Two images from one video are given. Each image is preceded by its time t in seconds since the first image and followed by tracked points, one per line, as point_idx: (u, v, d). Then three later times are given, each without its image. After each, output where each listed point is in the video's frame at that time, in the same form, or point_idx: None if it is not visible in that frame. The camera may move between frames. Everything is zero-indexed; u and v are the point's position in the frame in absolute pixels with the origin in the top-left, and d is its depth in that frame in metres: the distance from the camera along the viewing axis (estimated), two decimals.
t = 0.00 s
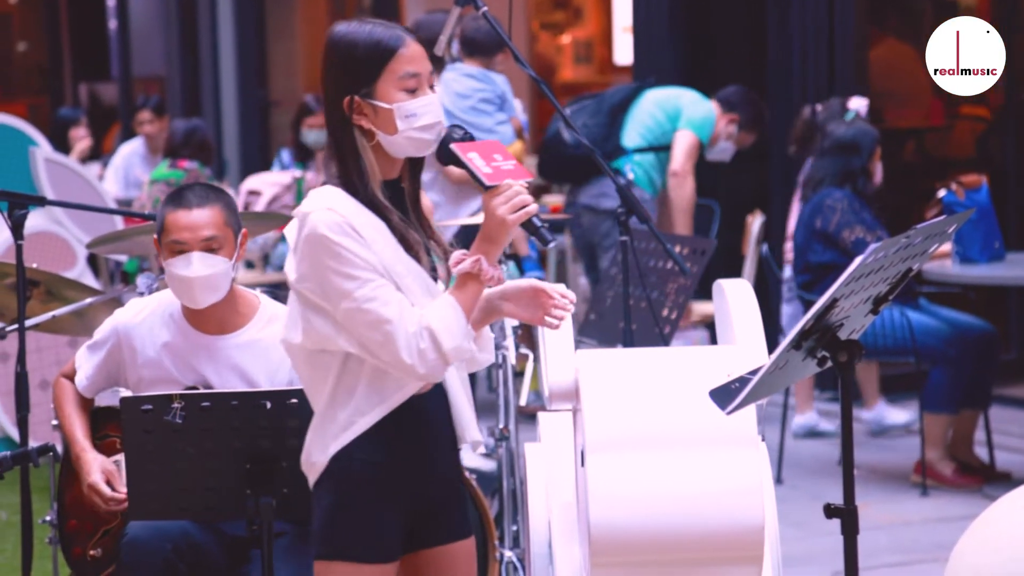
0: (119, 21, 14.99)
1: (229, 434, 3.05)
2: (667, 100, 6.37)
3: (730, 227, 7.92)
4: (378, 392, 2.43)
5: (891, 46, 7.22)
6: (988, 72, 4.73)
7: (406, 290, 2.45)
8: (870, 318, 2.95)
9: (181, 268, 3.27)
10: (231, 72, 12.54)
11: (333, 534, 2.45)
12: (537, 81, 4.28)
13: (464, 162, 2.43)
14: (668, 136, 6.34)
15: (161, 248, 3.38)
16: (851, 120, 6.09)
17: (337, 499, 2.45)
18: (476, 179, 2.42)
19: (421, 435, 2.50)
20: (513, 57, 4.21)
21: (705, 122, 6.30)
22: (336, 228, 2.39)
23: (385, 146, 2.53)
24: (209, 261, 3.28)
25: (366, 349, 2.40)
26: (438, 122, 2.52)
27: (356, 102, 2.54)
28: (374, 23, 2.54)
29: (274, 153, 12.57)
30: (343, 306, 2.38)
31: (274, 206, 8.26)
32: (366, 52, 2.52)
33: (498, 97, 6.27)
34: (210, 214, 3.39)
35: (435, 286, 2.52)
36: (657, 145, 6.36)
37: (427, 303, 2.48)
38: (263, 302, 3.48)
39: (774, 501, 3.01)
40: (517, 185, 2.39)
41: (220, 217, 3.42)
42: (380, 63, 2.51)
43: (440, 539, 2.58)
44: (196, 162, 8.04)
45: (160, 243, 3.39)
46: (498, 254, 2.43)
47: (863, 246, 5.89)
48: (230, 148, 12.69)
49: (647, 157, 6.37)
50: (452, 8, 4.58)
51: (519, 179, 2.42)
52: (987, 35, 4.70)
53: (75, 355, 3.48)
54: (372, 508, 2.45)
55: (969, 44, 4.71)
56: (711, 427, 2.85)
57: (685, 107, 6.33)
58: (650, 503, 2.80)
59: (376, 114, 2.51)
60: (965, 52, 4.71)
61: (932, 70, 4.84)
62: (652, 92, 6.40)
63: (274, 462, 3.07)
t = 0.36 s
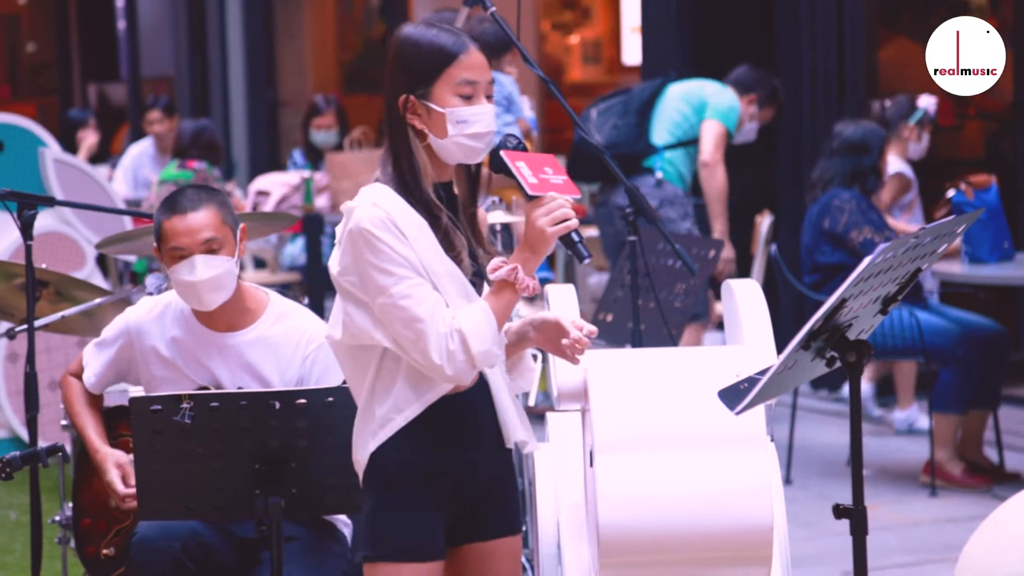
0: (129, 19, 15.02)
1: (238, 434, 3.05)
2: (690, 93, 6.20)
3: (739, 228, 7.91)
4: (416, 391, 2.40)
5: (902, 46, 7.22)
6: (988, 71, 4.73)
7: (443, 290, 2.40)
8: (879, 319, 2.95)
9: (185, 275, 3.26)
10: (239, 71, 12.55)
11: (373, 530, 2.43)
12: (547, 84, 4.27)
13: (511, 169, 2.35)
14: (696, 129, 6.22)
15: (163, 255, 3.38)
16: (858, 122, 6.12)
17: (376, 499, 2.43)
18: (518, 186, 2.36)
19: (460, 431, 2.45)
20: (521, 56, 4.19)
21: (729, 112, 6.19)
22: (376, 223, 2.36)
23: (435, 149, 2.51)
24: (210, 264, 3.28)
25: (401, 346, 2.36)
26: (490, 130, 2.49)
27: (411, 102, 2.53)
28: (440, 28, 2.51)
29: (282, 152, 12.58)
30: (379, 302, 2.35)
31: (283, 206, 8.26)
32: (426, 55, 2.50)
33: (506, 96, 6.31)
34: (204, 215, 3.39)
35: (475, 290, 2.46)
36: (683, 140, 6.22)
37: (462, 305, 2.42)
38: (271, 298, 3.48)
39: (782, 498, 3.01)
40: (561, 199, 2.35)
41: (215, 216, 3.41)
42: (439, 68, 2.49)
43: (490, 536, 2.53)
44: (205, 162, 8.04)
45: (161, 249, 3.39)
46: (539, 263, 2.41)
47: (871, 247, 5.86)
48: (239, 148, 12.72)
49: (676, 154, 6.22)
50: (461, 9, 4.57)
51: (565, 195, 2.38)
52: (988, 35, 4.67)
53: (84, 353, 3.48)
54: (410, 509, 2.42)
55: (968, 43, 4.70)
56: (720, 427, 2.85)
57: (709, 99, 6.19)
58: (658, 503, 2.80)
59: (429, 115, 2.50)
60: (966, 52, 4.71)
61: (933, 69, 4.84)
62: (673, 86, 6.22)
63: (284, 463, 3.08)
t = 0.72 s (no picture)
0: (136, 24, 15.02)
1: (245, 436, 3.05)
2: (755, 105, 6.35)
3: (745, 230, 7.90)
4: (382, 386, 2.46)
5: (906, 47, 7.17)
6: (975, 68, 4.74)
7: (411, 286, 2.46)
8: (887, 321, 2.94)
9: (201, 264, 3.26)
10: (247, 75, 12.56)
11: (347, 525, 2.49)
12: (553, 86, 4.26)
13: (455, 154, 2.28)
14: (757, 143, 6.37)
15: (180, 241, 3.37)
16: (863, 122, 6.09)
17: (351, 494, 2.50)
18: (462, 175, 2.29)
19: (433, 432, 2.49)
20: (528, 60, 4.19)
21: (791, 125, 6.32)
22: (350, 218, 2.46)
23: (426, 141, 2.52)
24: (230, 257, 3.27)
25: (366, 337, 2.44)
26: (481, 125, 2.48)
27: (405, 94, 2.56)
28: (438, 23, 2.56)
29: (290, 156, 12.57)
30: (348, 293, 2.45)
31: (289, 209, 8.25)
32: (421, 49, 2.54)
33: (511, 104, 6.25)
34: (227, 209, 3.39)
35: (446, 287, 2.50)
36: (745, 154, 6.39)
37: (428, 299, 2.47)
38: (279, 300, 3.47)
39: (789, 503, 3.01)
40: (504, 185, 2.32)
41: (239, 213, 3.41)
42: (433, 58, 2.52)
43: (475, 540, 2.53)
44: (212, 165, 8.05)
45: (179, 238, 3.39)
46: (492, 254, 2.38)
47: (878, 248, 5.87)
48: (245, 151, 12.72)
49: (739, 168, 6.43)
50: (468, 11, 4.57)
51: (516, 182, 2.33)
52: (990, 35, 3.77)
53: (93, 354, 3.49)
54: (377, 504, 2.47)
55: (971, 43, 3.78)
56: (727, 429, 2.85)
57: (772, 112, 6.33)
58: (665, 506, 2.79)
59: (421, 108, 2.53)
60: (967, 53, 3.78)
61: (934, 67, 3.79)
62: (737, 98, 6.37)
63: (290, 466, 3.08)
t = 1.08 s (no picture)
0: (140, 31, 15.01)
1: (249, 443, 3.06)
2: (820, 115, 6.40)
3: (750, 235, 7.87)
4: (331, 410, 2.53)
5: (909, 52, 7.14)
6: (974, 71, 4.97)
7: (357, 316, 2.52)
8: (889, 329, 2.94)
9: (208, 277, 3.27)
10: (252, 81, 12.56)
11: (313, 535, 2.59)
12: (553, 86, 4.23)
13: (443, 222, 2.29)
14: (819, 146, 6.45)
15: (181, 258, 3.38)
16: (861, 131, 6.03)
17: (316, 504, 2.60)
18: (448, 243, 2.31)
19: (396, 445, 2.59)
20: (532, 68, 4.18)
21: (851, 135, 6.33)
22: (303, 240, 2.50)
23: (388, 166, 2.63)
24: (237, 268, 3.29)
25: (313, 362, 2.51)
26: (444, 151, 2.60)
27: (367, 119, 2.65)
28: (400, 46, 2.64)
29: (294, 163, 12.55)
30: (295, 314, 2.51)
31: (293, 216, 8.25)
32: (385, 72, 2.63)
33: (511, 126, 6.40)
34: (228, 221, 3.40)
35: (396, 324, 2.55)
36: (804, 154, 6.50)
37: (375, 333, 2.53)
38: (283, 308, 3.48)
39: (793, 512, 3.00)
40: (486, 259, 2.41)
41: (239, 223, 3.43)
42: (397, 83, 2.62)
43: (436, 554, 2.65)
44: (216, 173, 8.05)
45: (180, 254, 3.39)
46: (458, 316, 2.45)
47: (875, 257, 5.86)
48: (250, 158, 12.72)
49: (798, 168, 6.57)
50: (471, 20, 4.56)
51: (496, 254, 2.39)
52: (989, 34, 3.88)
53: (98, 361, 3.48)
54: (341, 514, 2.57)
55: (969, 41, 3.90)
56: (729, 437, 2.84)
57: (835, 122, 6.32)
58: (669, 515, 2.79)
59: (384, 133, 2.63)
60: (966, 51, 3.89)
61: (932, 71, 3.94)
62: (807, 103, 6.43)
63: (293, 474, 3.07)
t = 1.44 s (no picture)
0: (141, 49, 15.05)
1: (249, 461, 3.06)
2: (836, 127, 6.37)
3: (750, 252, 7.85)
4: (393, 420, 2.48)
5: (910, 70, 7.03)
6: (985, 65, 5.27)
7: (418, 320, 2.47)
8: (891, 346, 2.95)
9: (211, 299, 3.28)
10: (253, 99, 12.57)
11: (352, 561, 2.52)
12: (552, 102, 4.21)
13: (490, 198, 2.46)
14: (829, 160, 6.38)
15: (190, 278, 3.39)
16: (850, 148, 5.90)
17: (352, 531, 2.52)
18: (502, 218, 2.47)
19: (430, 463, 2.55)
20: (532, 85, 4.17)
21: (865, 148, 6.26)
22: (356, 252, 2.44)
23: (410, 176, 2.60)
24: (242, 295, 3.30)
25: (372, 376, 2.44)
26: (466, 154, 2.58)
27: (385, 132, 2.61)
28: (405, 54, 2.60)
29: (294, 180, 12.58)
30: (352, 330, 2.42)
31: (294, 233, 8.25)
32: (395, 84, 2.59)
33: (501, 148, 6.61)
34: (239, 246, 3.39)
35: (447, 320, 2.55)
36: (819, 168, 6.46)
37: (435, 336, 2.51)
38: (282, 326, 3.49)
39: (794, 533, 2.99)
40: (540, 228, 2.45)
41: (249, 249, 3.42)
42: (412, 93, 2.58)
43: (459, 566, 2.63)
44: (216, 190, 8.05)
45: (188, 273, 3.39)
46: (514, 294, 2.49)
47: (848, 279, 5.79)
48: (252, 175, 12.72)
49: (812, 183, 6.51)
50: (473, 38, 4.56)
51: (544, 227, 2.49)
52: (985, 34, 4.79)
53: (98, 381, 3.48)
54: (383, 538, 2.51)
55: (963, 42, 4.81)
56: (730, 454, 2.83)
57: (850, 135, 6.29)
58: (669, 533, 2.79)
59: (405, 144, 2.59)
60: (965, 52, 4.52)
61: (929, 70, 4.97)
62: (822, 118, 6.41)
63: (294, 491, 3.07)
